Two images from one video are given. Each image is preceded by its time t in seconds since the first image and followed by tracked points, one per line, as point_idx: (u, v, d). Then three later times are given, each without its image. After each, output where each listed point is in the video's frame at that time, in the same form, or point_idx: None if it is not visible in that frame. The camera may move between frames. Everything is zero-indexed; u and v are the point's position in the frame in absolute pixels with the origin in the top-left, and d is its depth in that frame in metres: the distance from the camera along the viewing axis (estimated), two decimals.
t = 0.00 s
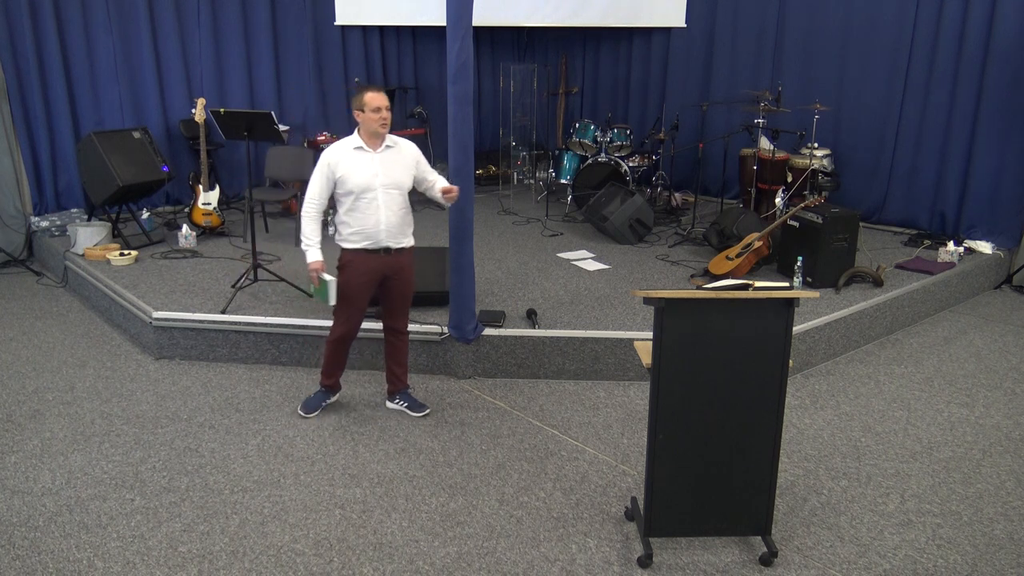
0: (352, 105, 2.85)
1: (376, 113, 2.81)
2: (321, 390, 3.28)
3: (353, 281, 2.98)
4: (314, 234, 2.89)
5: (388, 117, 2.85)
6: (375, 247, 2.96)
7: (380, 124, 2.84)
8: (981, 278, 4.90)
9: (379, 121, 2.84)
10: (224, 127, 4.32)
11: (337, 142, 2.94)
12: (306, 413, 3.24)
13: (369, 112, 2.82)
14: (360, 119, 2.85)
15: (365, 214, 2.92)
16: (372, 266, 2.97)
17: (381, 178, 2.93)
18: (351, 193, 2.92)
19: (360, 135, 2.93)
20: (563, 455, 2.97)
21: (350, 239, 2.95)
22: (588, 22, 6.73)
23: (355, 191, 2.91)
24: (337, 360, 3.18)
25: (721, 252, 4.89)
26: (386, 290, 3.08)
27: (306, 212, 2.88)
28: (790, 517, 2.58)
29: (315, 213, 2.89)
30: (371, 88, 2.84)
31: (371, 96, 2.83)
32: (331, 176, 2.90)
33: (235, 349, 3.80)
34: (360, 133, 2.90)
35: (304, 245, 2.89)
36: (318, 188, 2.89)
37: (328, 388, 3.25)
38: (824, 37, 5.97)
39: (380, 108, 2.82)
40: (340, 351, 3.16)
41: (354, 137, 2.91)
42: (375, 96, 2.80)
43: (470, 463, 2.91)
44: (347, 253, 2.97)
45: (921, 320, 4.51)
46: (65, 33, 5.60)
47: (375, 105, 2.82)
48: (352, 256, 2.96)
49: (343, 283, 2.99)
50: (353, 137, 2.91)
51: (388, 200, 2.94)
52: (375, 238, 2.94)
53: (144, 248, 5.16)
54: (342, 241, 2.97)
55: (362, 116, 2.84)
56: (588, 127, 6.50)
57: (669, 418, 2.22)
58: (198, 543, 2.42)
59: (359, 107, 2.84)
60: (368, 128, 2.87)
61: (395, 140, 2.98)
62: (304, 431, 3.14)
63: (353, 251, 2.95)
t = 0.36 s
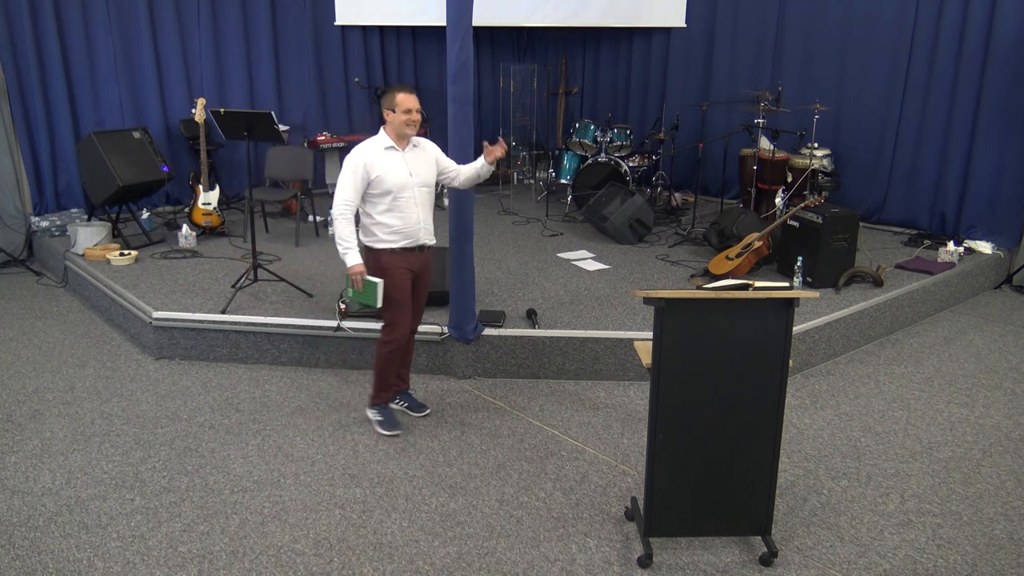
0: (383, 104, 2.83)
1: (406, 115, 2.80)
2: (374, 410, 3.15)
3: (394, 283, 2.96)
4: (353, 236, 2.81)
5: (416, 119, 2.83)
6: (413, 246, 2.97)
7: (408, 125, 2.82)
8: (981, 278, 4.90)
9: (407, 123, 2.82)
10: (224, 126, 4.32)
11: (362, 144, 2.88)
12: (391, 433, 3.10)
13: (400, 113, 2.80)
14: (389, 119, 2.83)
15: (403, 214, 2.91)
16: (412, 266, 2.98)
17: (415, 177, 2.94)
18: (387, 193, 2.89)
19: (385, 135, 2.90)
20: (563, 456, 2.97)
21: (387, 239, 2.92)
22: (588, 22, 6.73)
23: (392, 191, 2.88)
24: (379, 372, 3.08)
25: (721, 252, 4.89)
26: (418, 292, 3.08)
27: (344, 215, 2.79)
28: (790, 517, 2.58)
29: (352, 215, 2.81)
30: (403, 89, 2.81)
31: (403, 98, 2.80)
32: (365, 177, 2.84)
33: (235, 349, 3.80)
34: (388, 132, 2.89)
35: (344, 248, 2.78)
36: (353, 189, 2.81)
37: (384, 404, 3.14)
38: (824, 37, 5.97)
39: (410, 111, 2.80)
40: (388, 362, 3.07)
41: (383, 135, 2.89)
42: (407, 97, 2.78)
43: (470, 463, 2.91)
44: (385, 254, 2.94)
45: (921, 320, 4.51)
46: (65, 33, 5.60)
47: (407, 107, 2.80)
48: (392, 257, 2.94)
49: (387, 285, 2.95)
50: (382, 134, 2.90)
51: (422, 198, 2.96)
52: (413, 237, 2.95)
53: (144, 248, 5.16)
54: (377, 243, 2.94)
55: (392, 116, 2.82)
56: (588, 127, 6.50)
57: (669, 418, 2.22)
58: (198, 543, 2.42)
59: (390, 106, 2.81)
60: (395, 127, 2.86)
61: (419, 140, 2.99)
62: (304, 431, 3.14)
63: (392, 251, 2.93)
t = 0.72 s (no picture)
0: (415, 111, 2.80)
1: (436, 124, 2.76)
2: (468, 422, 3.03)
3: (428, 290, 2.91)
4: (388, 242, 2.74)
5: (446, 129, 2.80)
6: (440, 253, 2.94)
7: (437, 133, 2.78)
8: (981, 278, 4.90)
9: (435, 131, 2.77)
10: (224, 127, 4.32)
11: (389, 147, 2.80)
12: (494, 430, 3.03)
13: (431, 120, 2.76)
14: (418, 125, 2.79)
15: (432, 220, 2.88)
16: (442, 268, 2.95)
17: (441, 183, 2.91)
18: (417, 198, 2.83)
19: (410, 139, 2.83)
20: (563, 455, 2.97)
21: (416, 245, 2.88)
22: (588, 22, 6.73)
23: (422, 196, 2.83)
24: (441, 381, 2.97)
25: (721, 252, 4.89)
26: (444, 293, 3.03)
27: (378, 220, 2.70)
28: (790, 517, 2.58)
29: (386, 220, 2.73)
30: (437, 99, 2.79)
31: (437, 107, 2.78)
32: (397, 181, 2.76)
33: (235, 348, 3.80)
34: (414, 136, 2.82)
35: (379, 254, 2.71)
36: (387, 194, 2.73)
37: (473, 408, 3.03)
38: (824, 37, 5.97)
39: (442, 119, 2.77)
40: (450, 368, 2.96)
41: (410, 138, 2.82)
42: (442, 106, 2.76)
43: (470, 463, 2.91)
44: (414, 261, 2.89)
45: (921, 320, 4.51)
46: (65, 33, 5.60)
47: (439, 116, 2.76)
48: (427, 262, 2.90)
49: (424, 291, 2.89)
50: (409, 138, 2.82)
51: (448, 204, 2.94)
52: (441, 243, 2.92)
53: (144, 248, 5.16)
54: (405, 249, 2.88)
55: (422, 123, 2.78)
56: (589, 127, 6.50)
57: (669, 418, 2.22)
58: (198, 543, 2.42)
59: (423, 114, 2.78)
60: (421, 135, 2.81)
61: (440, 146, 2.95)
62: (304, 431, 3.14)
63: (420, 257, 2.89)
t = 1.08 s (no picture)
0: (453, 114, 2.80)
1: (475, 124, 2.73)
2: (476, 429, 3.05)
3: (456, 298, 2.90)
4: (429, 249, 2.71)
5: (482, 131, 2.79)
6: (476, 257, 2.91)
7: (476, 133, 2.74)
8: (981, 278, 4.90)
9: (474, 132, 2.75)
10: (224, 126, 4.31)
11: (425, 150, 2.75)
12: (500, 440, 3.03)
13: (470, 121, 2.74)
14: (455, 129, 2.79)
15: (469, 224, 2.85)
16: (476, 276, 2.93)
17: (477, 186, 2.88)
18: (454, 202, 2.80)
19: (445, 142, 2.79)
20: (563, 455, 2.97)
21: (454, 250, 2.85)
22: (588, 22, 6.73)
23: (459, 200, 2.80)
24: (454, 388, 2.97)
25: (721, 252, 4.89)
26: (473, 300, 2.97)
27: (419, 226, 2.67)
28: (790, 517, 2.58)
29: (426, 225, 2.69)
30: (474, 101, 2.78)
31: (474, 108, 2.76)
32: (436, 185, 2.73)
33: (235, 348, 3.80)
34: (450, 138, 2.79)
35: (421, 263, 2.67)
36: (427, 198, 2.69)
37: (484, 416, 3.04)
38: (824, 37, 5.97)
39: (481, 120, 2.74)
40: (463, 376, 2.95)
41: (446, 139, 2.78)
42: (482, 110, 2.74)
43: (470, 463, 2.91)
44: (451, 265, 2.87)
45: (921, 320, 4.51)
46: (65, 33, 5.60)
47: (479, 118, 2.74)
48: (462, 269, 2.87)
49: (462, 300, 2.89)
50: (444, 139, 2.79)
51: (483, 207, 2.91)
52: (478, 247, 2.89)
53: (144, 247, 5.16)
54: (442, 253, 2.85)
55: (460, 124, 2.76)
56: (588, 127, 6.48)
57: (670, 417, 2.22)
58: (198, 543, 2.42)
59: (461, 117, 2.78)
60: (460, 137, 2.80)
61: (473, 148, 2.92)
62: (304, 431, 3.14)
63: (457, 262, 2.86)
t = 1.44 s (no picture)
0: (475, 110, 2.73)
1: (505, 127, 2.68)
2: (474, 428, 3.06)
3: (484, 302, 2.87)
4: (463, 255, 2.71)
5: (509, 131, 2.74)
6: (507, 260, 2.88)
7: (506, 136, 2.71)
8: (981, 278, 4.90)
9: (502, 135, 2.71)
10: (224, 126, 4.31)
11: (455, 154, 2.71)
12: (502, 441, 3.04)
13: (497, 123, 2.69)
14: (478, 128, 2.74)
15: (501, 228, 2.81)
16: (508, 278, 2.89)
17: (507, 189, 2.84)
18: (486, 206, 2.76)
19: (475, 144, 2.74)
20: (563, 455, 2.97)
21: (485, 255, 2.82)
22: (588, 22, 6.73)
23: (491, 204, 2.77)
24: (462, 386, 2.98)
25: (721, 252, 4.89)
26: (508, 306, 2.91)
27: (453, 234, 2.66)
28: (790, 517, 2.58)
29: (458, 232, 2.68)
30: (499, 96, 2.72)
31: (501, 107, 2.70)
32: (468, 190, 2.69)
33: (235, 348, 3.80)
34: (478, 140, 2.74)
35: (457, 270, 2.68)
36: (458, 204, 2.67)
37: (485, 417, 3.06)
38: (824, 37, 5.97)
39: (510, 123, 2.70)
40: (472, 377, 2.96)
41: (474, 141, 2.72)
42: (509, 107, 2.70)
43: (470, 463, 2.91)
44: (483, 270, 2.83)
45: (921, 320, 4.51)
46: (65, 33, 5.60)
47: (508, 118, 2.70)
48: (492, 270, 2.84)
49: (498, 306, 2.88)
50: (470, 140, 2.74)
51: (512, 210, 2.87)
52: (508, 250, 2.86)
53: (144, 248, 5.16)
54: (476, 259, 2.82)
55: (487, 126, 2.71)
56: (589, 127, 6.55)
57: (670, 418, 2.22)
58: (198, 543, 2.42)
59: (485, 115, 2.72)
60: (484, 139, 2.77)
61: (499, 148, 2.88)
62: (304, 431, 3.14)
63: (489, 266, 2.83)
